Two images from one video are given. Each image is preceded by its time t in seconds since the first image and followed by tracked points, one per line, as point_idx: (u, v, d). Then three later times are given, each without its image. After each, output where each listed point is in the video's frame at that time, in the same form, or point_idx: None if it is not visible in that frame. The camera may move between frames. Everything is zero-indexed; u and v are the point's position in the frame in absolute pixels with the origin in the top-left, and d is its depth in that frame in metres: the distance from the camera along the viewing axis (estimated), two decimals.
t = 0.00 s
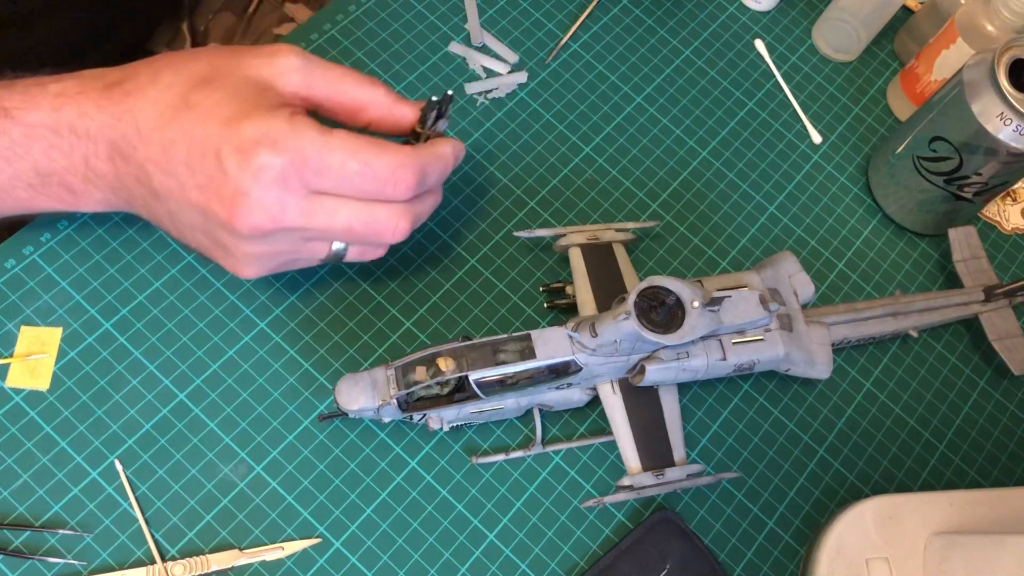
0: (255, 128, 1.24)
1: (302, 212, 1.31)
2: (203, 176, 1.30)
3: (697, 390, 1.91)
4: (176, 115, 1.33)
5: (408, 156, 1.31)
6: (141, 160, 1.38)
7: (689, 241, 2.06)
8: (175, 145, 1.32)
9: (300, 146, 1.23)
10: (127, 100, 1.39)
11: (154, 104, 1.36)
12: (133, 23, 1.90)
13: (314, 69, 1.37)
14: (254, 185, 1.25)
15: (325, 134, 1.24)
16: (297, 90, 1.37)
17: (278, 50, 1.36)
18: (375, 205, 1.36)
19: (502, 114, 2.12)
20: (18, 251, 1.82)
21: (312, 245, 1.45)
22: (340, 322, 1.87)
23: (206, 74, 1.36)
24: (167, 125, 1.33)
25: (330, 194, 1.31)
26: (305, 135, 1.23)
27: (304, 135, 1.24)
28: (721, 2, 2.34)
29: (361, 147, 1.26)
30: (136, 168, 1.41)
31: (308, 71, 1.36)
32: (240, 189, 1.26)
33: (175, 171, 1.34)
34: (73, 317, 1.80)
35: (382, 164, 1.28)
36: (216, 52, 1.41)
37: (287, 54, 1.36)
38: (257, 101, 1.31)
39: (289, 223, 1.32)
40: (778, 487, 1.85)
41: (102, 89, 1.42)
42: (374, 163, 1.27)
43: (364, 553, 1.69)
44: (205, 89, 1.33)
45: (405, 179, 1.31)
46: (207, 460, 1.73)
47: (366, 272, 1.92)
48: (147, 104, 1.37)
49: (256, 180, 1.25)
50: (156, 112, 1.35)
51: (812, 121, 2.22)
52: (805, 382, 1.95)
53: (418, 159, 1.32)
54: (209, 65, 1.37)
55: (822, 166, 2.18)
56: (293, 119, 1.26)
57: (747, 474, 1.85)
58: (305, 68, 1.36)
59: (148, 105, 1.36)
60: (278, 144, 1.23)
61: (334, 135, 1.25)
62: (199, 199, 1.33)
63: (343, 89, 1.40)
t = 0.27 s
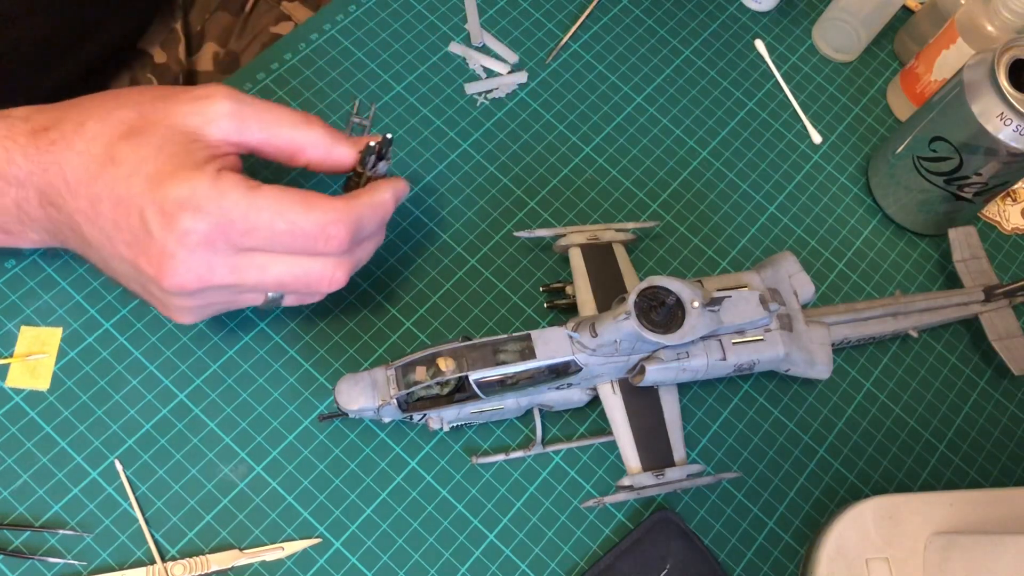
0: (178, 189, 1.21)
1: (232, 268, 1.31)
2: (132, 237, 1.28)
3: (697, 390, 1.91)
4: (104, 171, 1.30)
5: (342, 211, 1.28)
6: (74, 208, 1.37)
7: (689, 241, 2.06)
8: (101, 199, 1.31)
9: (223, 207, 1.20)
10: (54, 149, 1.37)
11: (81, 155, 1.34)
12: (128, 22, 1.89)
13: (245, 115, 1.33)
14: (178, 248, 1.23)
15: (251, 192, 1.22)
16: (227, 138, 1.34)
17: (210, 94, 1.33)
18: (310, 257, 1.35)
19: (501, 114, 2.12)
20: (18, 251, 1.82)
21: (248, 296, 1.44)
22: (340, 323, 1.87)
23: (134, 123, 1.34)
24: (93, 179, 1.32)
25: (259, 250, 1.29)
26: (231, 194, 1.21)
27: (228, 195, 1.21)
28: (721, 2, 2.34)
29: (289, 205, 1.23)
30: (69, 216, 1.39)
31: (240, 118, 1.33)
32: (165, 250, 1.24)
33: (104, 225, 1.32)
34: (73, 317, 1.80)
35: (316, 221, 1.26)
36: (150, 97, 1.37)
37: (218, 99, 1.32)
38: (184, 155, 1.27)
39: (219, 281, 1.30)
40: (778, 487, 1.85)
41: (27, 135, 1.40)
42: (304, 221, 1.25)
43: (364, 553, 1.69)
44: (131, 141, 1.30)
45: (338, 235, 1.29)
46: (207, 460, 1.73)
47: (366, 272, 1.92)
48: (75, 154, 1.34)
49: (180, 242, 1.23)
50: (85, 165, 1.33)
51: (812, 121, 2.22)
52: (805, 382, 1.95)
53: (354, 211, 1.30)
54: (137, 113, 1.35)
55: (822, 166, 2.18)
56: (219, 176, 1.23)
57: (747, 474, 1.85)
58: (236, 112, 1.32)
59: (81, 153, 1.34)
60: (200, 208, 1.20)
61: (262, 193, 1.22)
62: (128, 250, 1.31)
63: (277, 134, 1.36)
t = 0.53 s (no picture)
0: (155, 217, 1.21)
1: (213, 292, 1.32)
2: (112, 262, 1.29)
3: (697, 390, 1.91)
4: (83, 196, 1.32)
5: (322, 236, 1.27)
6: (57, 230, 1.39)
7: (689, 241, 2.06)
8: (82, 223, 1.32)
9: (200, 234, 1.20)
10: (34, 173, 1.39)
11: (60, 179, 1.35)
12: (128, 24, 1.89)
13: (225, 135, 1.33)
14: (156, 275, 1.24)
15: (230, 219, 1.22)
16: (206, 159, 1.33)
17: (188, 116, 1.32)
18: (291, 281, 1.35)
19: (501, 115, 2.12)
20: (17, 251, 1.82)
21: (230, 318, 1.46)
22: (339, 323, 1.87)
23: (113, 147, 1.34)
24: (72, 203, 1.33)
25: (238, 275, 1.30)
26: (208, 221, 1.20)
27: (205, 222, 1.20)
28: (721, 2, 2.34)
29: (267, 231, 1.23)
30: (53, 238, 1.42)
31: (219, 138, 1.32)
32: (143, 276, 1.25)
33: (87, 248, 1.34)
34: (73, 317, 1.80)
35: (296, 247, 1.25)
36: (130, 118, 1.37)
37: (196, 120, 1.31)
38: (161, 180, 1.27)
39: (198, 306, 1.32)
40: (778, 487, 1.85)
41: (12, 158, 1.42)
42: (284, 247, 1.24)
43: (364, 553, 1.69)
44: (109, 165, 1.31)
45: (319, 259, 1.29)
46: (207, 460, 1.73)
47: (366, 272, 1.92)
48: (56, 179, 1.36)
49: (158, 270, 1.24)
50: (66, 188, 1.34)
51: (812, 121, 2.22)
52: (806, 382, 1.95)
53: (335, 236, 1.29)
54: (115, 136, 1.35)
55: (822, 166, 2.17)
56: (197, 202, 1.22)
57: (747, 474, 1.85)
58: (215, 134, 1.31)
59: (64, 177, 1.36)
60: (176, 235, 1.20)
61: (241, 218, 1.22)
62: (109, 273, 1.32)
63: (258, 154, 1.36)
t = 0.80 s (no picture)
0: (149, 229, 1.24)
1: (206, 301, 1.34)
2: (105, 270, 1.31)
3: (697, 390, 1.91)
4: (76, 204, 1.32)
5: (314, 245, 1.30)
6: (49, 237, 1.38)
7: (689, 241, 2.06)
8: (74, 231, 1.33)
9: (194, 244, 1.24)
10: (28, 178, 1.38)
11: (53, 186, 1.36)
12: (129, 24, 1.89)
13: (218, 144, 1.35)
14: (149, 284, 1.26)
15: (223, 228, 1.25)
16: (199, 168, 1.35)
17: (182, 125, 1.34)
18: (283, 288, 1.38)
19: (501, 114, 2.12)
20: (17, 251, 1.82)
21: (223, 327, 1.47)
22: (340, 323, 1.87)
23: (106, 155, 1.35)
24: (65, 211, 1.34)
25: (231, 284, 1.33)
26: (202, 233, 1.24)
27: (200, 232, 1.24)
28: (721, 2, 2.34)
29: (260, 240, 1.26)
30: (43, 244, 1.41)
31: (212, 147, 1.34)
32: (137, 284, 1.27)
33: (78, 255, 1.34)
34: (73, 317, 1.80)
35: (287, 257, 1.28)
36: (123, 127, 1.39)
37: (190, 129, 1.34)
38: (154, 190, 1.29)
39: (191, 315, 1.34)
40: (778, 487, 1.85)
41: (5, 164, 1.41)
42: (276, 256, 1.28)
43: (364, 553, 1.69)
44: (102, 174, 1.32)
45: (311, 268, 1.32)
46: (207, 460, 1.73)
47: (366, 272, 1.92)
48: (49, 185, 1.36)
49: (152, 279, 1.26)
50: (58, 195, 1.35)
51: (812, 121, 2.22)
52: (805, 382, 1.95)
53: (326, 245, 1.32)
54: (109, 144, 1.36)
55: (822, 166, 2.17)
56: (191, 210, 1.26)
57: (747, 474, 1.85)
58: (209, 142, 1.34)
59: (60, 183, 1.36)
60: (171, 245, 1.24)
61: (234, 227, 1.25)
62: (102, 283, 1.34)
63: (250, 162, 1.37)
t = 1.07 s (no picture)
0: (160, 252, 1.25)
1: (224, 303, 1.40)
2: (123, 282, 1.35)
3: (697, 390, 1.91)
4: (81, 225, 1.31)
5: (322, 250, 1.32)
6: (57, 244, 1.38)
7: (689, 241, 2.06)
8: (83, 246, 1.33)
9: (209, 269, 1.26)
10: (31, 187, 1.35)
11: (53, 204, 1.32)
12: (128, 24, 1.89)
13: (212, 145, 1.28)
14: (173, 305, 1.32)
15: (233, 248, 1.26)
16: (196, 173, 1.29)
17: (173, 129, 1.28)
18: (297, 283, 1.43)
19: (501, 114, 2.12)
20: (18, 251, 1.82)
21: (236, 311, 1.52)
22: (340, 323, 1.87)
23: (101, 169, 1.30)
24: (71, 230, 1.32)
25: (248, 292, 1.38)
26: (212, 251, 1.25)
27: (211, 257, 1.26)
28: (721, 2, 2.33)
29: (272, 255, 1.29)
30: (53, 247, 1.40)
31: (205, 151, 1.28)
32: (161, 304, 1.33)
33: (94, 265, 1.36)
34: (73, 317, 1.80)
35: (298, 263, 1.31)
36: (113, 130, 1.32)
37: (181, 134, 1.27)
38: (157, 208, 1.27)
39: (214, 317, 1.42)
40: (778, 487, 1.85)
41: None
42: (288, 267, 1.31)
43: (364, 553, 1.69)
44: (101, 193, 1.28)
45: (322, 270, 1.35)
46: (207, 460, 1.73)
47: (366, 272, 1.92)
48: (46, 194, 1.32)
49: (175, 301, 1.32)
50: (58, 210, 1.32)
51: (812, 121, 2.22)
52: (805, 382, 1.95)
53: (333, 245, 1.34)
54: (102, 157, 1.30)
55: (822, 166, 2.17)
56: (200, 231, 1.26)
57: (747, 474, 1.85)
58: (202, 148, 1.28)
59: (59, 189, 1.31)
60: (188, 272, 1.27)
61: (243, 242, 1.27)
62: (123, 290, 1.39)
63: (247, 157, 1.30)
